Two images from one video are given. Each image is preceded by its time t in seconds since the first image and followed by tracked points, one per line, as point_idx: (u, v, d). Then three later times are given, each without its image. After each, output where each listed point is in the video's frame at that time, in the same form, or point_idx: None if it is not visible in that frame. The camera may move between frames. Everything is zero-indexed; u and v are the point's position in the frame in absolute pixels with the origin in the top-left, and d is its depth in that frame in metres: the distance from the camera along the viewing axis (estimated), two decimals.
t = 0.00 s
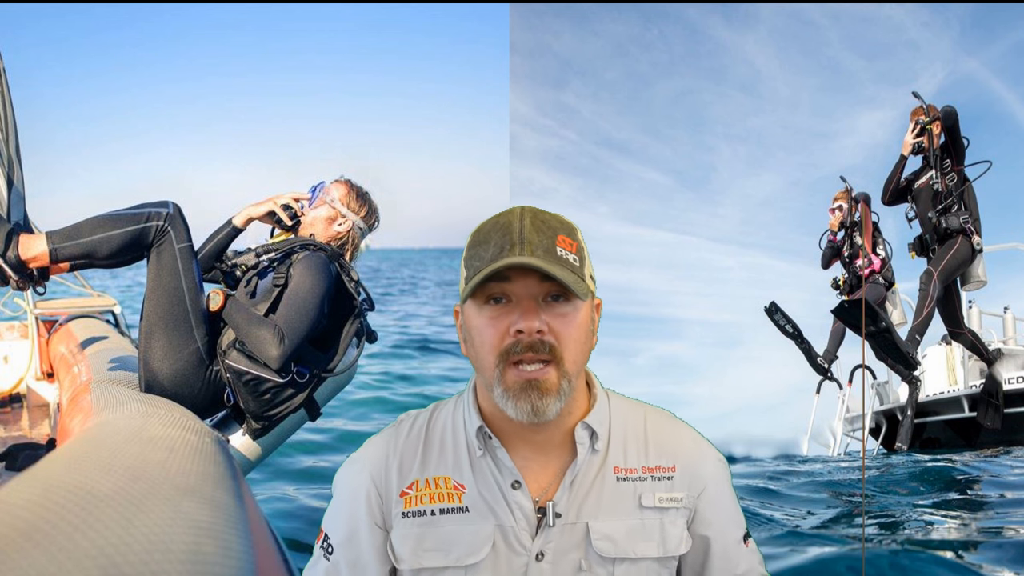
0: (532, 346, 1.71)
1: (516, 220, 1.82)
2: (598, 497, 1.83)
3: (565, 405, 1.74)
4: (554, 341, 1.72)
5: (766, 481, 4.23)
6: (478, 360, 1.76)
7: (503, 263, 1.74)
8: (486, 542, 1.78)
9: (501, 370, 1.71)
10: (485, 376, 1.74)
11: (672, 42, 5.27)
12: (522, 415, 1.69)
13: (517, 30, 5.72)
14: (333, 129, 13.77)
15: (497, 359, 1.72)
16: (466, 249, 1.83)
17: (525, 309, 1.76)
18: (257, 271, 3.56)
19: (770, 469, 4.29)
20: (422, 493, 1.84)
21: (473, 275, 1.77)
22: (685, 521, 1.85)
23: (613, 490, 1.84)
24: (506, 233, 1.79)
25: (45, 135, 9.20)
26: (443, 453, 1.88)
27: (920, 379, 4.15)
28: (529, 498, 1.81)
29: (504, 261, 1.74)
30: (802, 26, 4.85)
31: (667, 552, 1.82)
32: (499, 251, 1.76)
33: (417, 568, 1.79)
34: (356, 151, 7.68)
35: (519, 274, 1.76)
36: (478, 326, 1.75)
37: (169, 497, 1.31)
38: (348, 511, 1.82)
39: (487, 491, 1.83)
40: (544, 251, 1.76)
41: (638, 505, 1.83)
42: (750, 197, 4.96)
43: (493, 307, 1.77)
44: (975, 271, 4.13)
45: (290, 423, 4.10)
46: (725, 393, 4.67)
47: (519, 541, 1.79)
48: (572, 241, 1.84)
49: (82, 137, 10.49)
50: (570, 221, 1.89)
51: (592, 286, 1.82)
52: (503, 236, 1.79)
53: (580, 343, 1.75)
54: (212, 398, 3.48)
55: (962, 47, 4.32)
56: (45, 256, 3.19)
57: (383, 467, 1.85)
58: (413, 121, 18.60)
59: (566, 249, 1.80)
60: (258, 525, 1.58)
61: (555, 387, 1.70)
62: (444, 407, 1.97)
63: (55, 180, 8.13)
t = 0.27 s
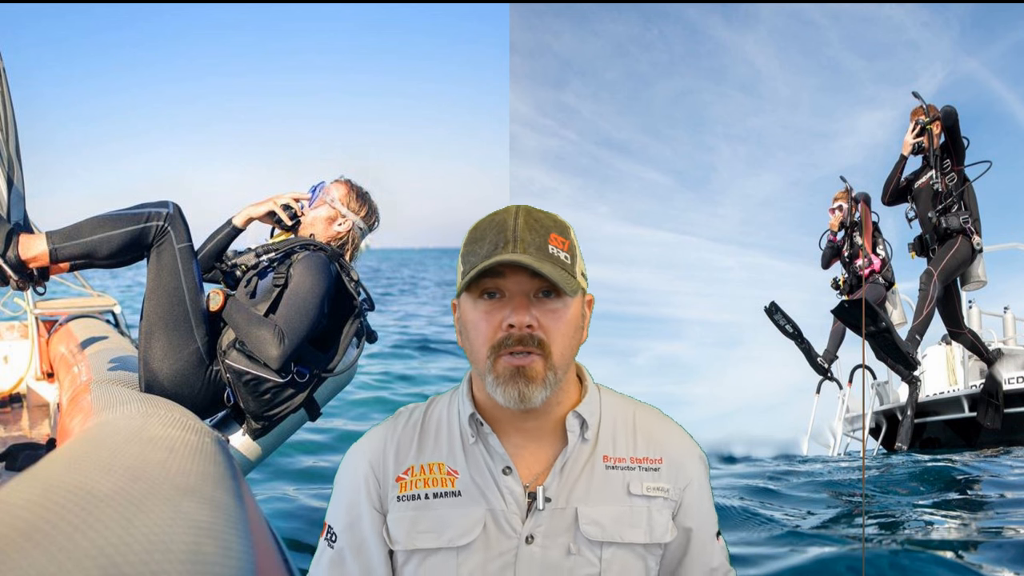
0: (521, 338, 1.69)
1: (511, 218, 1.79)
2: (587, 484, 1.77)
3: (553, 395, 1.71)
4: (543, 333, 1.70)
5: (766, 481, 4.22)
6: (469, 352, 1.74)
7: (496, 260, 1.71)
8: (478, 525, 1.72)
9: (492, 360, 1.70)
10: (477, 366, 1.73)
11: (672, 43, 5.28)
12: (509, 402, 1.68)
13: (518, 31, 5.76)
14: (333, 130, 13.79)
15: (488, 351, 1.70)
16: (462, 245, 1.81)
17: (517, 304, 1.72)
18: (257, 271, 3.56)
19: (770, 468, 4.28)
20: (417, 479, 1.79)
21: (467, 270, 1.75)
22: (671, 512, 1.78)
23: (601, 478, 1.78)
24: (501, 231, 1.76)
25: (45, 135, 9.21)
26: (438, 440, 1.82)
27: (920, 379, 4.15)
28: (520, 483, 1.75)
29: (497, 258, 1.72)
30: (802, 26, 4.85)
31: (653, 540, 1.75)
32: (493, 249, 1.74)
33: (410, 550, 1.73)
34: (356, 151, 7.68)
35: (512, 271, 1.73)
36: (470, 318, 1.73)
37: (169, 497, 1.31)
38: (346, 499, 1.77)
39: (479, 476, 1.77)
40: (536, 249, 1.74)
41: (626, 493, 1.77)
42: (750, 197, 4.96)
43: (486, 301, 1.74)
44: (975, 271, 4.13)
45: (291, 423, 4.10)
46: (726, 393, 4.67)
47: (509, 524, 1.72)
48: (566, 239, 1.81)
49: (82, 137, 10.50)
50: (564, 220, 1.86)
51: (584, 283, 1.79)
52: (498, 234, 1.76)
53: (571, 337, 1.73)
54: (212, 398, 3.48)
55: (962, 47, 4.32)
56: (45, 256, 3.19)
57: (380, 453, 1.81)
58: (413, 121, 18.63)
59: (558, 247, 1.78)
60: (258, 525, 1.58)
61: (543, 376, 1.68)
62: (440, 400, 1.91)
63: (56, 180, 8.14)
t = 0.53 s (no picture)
0: (516, 334, 1.69)
1: (502, 219, 1.79)
2: (579, 471, 1.77)
3: (547, 390, 1.72)
4: (537, 330, 1.70)
5: (766, 481, 4.22)
6: (463, 349, 1.74)
7: (491, 261, 1.71)
8: (474, 516, 1.72)
9: (486, 355, 1.70)
10: (471, 362, 1.72)
11: (672, 43, 5.28)
12: (505, 396, 1.67)
13: (518, 31, 5.76)
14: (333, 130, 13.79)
15: (483, 348, 1.70)
16: (453, 246, 1.81)
17: (511, 303, 1.73)
18: (257, 271, 3.56)
19: (770, 469, 4.29)
20: (413, 475, 1.79)
21: (460, 270, 1.75)
22: (661, 495, 1.78)
23: (592, 466, 1.78)
24: (493, 232, 1.76)
25: (45, 135, 9.21)
26: (432, 437, 1.82)
27: (920, 379, 4.14)
28: (512, 472, 1.75)
29: (491, 259, 1.72)
30: (802, 26, 4.85)
31: (646, 523, 1.75)
32: (486, 250, 1.74)
33: (409, 544, 1.73)
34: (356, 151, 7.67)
35: (506, 271, 1.74)
36: (464, 317, 1.73)
37: (169, 497, 1.31)
38: (344, 496, 1.78)
39: (472, 468, 1.77)
40: (529, 249, 1.74)
41: (616, 478, 1.77)
42: (750, 197, 4.96)
43: (480, 300, 1.74)
44: (975, 271, 4.12)
45: (290, 423, 4.10)
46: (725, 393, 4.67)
47: (503, 513, 1.72)
48: (556, 240, 1.82)
49: (82, 137, 10.50)
50: (552, 220, 1.87)
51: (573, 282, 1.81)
52: (491, 235, 1.77)
53: (562, 334, 1.74)
54: (212, 398, 3.48)
55: (962, 47, 4.32)
56: (45, 256, 3.19)
57: (375, 450, 1.81)
58: (413, 121, 18.62)
59: (549, 248, 1.78)
60: (258, 525, 1.58)
61: (538, 371, 1.68)
62: (435, 397, 1.92)
63: (55, 180, 8.14)
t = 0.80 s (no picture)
0: (506, 332, 1.69)
1: (490, 218, 1.78)
2: (576, 467, 1.77)
3: (540, 387, 1.72)
4: (527, 327, 1.70)
5: (766, 481, 4.22)
6: (456, 349, 1.74)
7: (476, 260, 1.71)
8: (473, 511, 1.72)
9: (477, 354, 1.70)
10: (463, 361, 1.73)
11: (672, 42, 5.28)
12: (496, 396, 1.68)
13: (518, 31, 5.77)
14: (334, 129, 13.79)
15: (473, 347, 1.70)
16: (445, 246, 1.81)
17: (500, 301, 1.72)
18: (257, 271, 3.56)
19: (770, 468, 4.28)
20: (412, 470, 1.79)
21: (449, 270, 1.76)
22: (656, 489, 1.78)
23: (588, 461, 1.78)
24: (482, 232, 1.76)
25: (45, 135, 9.21)
26: (432, 432, 1.82)
27: (920, 379, 4.14)
28: (511, 469, 1.75)
29: (477, 258, 1.71)
30: (802, 26, 4.85)
31: (642, 516, 1.75)
32: (474, 249, 1.74)
33: (408, 539, 1.73)
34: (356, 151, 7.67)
35: (494, 270, 1.73)
36: (455, 316, 1.74)
37: (169, 497, 1.31)
38: (345, 491, 1.78)
39: (470, 464, 1.77)
40: (516, 247, 1.73)
41: (612, 473, 1.77)
42: (750, 197, 4.97)
43: (470, 299, 1.74)
44: (975, 271, 4.11)
45: (291, 423, 4.10)
46: (725, 393, 4.67)
47: (501, 509, 1.72)
48: (544, 236, 1.81)
49: (82, 137, 10.50)
50: (543, 217, 1.85)
51: (565, 277, 1.79)
52: (479, 234, 1.76)
53: (554, 330, 1.73)
54: (213, 398, 3.48)
55: (962, 47, 4.32)
56: (45, 256, 3.19)
57: (375, 446, 1.81)
58: (413, 121, 18.62)
59: (538, 245, 1.77)
60: (258, 525, 1.58)
61: (529, 369, 1.68)
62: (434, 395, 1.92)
63: (55, 180, 8.14)
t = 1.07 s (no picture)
0: (510, 329, 1.69)
1: (494, 218, 1.79)
2: (576, 465, 1.77)
3: (542, 385, 1.71)
4: (530, 324, 1.70)
5: (766, 481, 4.22)
6: (459, 347, 1.74)
7: (482, 257, 1.72)
8: (476, 511, 1.72)
9: (480, 352, 1.70)
10: (465, 360, 1.73)
11: (672, 42, 5.28)
12: (500, 392, 1.67)
13: (518, 31, 5.77)
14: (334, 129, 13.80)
15: (477, 344, 1.70)
16: (448, 246, 1.82)
17: (504, 298, 1.73)
18: (257, 271, 3.56)
19: (770, 468, 4.28)
20: (415, 471, 1.78)
21: (452, 269, 1.76)
22: (656, 486, 1.78)
23: (588, 459, 1.78)
24: (485, 230, 1.77)
25: (44, 135, 9.21)
26: (434, 432, 1.82)
27: (920, 379, 4.14)
28: (512, 468, 1.74)
29: (482, 255, 1.72)
30: (802, 26, 4.85)
31: (643, 513, 1.74)
32: (478, 247, 1.74)
33: (412, 540, 1.73)
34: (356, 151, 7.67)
35: (498, 267, 1.74)
36: (459, 314, 1.73)
37: (169, 497, 1.31)
38: (348, 493, 1.78)
39: (472, 464, 1.77)
40: (520, 245, 1.74)
41: (612, 471, 1.77)
42: (750, 197, 4.97)
43: (474, 297, 1.74)
44: (975, 271, 4.11)
45: (290, 423, 4.10)
46: (725, 393, 4.67)
47: (504, 508, 1.72)
48: (548, 238, 1.82)
49: (82, 137, 10.50)
50: (545, 220, 1.86)
51: (568, 278, 1.80)
52: (483, 232, 1.77)
53: (557, 328, 1.73)
54: (212, 398, 3.48)
55: (962, 48, 4.32)
56: (45, 256, 3.19)
57: (377, 447, 1.81)
58: (413, 121, 18.62)
59: (541, 244, 1.78)
60: (258, 526, 1.58)
61: (532, 365, 1.68)
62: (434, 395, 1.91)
63: (55, 180, 8.14)
